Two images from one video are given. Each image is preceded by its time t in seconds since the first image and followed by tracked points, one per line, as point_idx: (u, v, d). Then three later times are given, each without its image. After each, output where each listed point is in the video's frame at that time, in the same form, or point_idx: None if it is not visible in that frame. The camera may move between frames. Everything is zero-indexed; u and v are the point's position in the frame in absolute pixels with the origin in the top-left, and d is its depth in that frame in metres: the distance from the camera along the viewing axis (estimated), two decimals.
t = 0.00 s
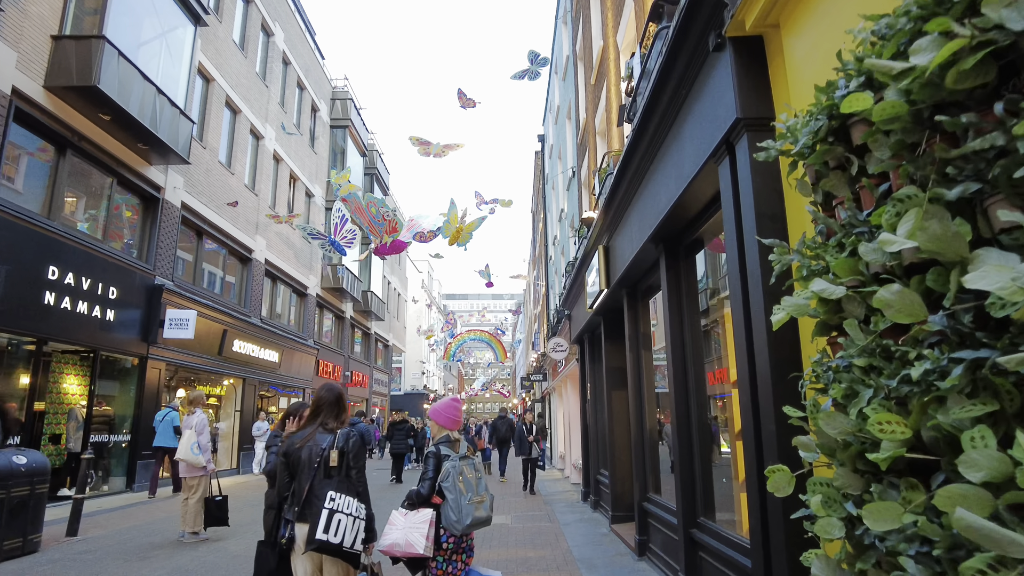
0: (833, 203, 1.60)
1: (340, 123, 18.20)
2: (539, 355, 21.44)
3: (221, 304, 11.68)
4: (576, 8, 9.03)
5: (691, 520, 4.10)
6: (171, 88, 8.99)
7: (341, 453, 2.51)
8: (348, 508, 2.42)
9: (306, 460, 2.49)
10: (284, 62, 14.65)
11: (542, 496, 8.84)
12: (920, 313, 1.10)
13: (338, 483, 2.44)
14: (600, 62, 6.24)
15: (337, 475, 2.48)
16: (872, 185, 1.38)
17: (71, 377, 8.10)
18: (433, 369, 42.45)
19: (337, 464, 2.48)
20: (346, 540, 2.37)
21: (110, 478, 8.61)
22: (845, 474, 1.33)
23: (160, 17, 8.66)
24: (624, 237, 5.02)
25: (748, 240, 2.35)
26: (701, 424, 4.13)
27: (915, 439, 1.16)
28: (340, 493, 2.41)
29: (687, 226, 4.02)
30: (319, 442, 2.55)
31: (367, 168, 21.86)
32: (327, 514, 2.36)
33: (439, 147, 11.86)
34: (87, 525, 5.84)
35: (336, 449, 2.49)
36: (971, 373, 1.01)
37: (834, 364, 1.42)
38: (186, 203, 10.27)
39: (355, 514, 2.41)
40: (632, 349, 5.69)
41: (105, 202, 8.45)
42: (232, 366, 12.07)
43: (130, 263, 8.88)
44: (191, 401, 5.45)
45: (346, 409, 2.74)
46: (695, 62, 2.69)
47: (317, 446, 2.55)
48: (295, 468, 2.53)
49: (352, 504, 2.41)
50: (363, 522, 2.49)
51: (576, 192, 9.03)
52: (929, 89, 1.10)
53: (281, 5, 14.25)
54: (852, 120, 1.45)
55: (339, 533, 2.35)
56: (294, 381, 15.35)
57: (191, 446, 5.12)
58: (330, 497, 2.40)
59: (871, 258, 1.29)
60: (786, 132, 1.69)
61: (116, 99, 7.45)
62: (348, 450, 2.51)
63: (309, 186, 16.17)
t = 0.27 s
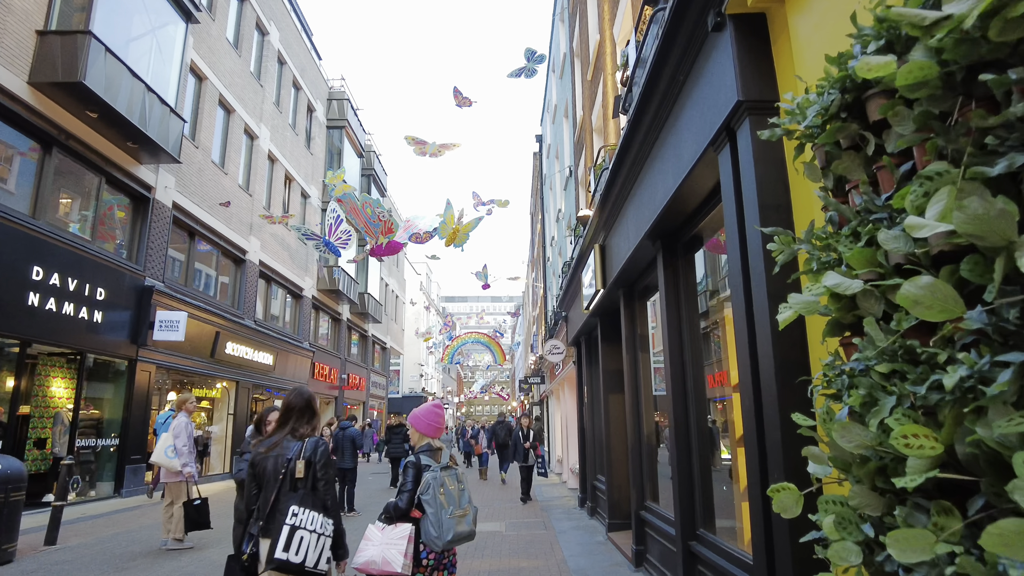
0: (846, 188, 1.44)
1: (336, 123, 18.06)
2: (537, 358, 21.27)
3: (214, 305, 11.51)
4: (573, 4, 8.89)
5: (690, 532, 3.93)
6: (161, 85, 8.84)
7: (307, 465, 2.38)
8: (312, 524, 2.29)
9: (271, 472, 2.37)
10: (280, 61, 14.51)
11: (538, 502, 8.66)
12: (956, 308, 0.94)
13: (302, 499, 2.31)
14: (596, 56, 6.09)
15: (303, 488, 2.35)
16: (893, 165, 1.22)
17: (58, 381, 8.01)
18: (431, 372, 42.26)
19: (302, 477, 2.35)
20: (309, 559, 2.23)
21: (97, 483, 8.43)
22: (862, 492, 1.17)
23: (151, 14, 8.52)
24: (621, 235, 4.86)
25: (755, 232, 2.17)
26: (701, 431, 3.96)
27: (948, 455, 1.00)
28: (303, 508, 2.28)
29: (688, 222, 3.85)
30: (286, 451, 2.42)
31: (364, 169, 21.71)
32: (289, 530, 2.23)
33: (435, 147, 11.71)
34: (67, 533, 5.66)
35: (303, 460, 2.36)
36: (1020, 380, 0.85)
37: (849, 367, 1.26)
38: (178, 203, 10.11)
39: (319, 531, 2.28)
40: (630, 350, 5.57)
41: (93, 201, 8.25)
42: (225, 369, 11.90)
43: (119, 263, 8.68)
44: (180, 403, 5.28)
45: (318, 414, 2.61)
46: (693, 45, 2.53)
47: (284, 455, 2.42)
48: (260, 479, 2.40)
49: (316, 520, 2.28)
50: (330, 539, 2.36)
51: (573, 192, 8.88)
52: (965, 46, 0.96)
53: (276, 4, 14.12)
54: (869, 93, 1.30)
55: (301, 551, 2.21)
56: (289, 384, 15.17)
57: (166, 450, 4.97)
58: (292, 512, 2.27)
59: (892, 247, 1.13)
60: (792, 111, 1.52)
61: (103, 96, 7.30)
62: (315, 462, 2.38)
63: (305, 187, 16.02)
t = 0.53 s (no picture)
0: (868, 172, 1.30)
1: (334, 125, 17.96)
2: (537, 362, 21.11)
3: (209, 308, 11.37)
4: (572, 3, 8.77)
5: (692, 544, 3.79)
6: (154, 85, 8.72)
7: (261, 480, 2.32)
8: (263, 546, 2.25)
9: (223, 487, 2.32)
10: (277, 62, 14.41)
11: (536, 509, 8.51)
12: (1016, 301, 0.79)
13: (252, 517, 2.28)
14: (595, 53, 5.97)
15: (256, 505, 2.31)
16: (926, 142, 1.08)
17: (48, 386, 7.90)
18: (431, 376, 42.06)
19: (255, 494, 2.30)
20: None
21: (87, 490, 8.26)
22: (892, 514, 1.02)
23: (143, 12, 8.41)
24: (620, 234, 4.72)
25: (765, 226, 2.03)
26: (704, 438, 3.82)
27: (998, 475, 0.86)
28: (252, 528, 2.25)
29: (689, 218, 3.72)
30: (241, 465, 2.37)
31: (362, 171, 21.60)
32: (237, 554, 2.21)
33: (432, 148, 11.59)
34: (51, 541, 5.50)
35: (256, 477, 2.31)
36: None
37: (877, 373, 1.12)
38: (171, 204, 9.97)
39: (271, 553, 2.25)
40: (630, 354, 5.44)
41: (84, 201, 8.11)
42: (220, 373, 11.75)
43: (111, 265, 8.54)
44: (174, 406, 5.12)
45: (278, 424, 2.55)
46: (695, 29, 2.40)
47: (238, 470, 2.37)
48: (215, 492, 2.37)
49: (267, 541, 2.25)
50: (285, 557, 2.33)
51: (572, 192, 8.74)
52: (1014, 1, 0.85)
53: (274, 5, 14.02)
54: (896, 64, 1.16)
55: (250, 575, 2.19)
56: (285, 388, 15.02)
57: (144, 454, 4.98)
58: (241, 533, 2.24)
59: (924, 234, 1.00)
60: (806, 90, 1.38)
61: (93, 94, 7.17)
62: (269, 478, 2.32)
63: (303, 189, 15.90)
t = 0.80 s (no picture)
0: (899, 149, 1.17)
1: (333, 127, 17.88)
2: (536, 366, 20.98)
3: (205, 311, 11.25)
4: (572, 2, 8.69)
5: (697, 554, 3.65)
6: (149, 84, 8.63)
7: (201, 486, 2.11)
8: (185, 559, 1.99)
9: (166, 491, 2.14)
10: (276, 64, 14.34)
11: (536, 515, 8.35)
12: None
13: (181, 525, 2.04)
14: (595, 49, 5.87)
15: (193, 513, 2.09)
16: (968, 107, 0.96)
17: (39, 388, 7.73)
18: (431, 380, 41.89)
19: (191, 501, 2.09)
20: None
21: (78, 495, 8.11)
22: (935, 529, 0.90)
23: (138, 10, 8.32)
24: (621, 233, 4.61)
25: (781, 215, 1.93)
26: (709, 443, 3.68)
27: None
28: (176, 537, 2.01)
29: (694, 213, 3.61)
30: (185, 468, 2.17)
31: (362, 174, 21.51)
32: (154, 563, 1.95)
33: (431, 149, 11.50)
34: (36, 549, 5.35)
35: (199, 480, 2.10)
36: None
37: (916, 369, 0.99)
38: (167, 205, 9.85)
39: (190, 568, 1.98)
40: (631, 356, 5.31)
41: (76, 202, 7.97)
42: (216, 376, 11.60)
43: (104, 266, 8.40)
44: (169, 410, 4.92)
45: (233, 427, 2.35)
46: (701, 11, 2.32)
47: (183, 474, 2.17)
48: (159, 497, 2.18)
49: (189, 553, 1.99)
50: None
51: (571, 193, 8.65)
52: None
53: (272, 6, 13.95)
54: (931, 23, 1.04)
55: None
56: (283, 392, 14.87)
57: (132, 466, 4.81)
58: (165, 541, 2.00)
59: (974, 208, 0.87)
60: (828, 57, 1.24)
61: (86, 92, 7.08)
62: (209, 484, 2.10)
63: (301, 191, 15.80)
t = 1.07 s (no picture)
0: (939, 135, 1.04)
1: (332, 134, 17.81)
2: (537, 374, 20.82)
3: (201, 317, 11.11)
4: (572, 6, 8.60)
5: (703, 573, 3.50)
6: (144, 88, 8.53)
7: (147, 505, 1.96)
8: None
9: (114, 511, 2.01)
10: (275, 69, 14.27)
11: (535, 527, 8.18)
12: None
13: (116, 549, 1.87)
14: (596, 51, 5.76)
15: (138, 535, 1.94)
16: None
17: (30, 395, 7.60)
18: (430, 388, 41.69)
19: (135, 522, 1.93)
20: None
21: (67, 505, 7.95)
22: None
23: (134, 13, 8.23)
24: (622, 238, 4.49)
25: (798, 216, 1.83)
26: (715, 456, 3.54)
27: None
28: (101, 564, 1.84)
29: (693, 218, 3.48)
30: (135, 486, 2.03)
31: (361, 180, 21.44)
32: None
33: (430, 155, 11.40)
34: (20, 563, 5.19)
35: (143, 499, 1.95)
36: None
37: (967, 385, 0.86)
38: (163, 211, 9.74)
39: None
40: (633, 365, 5.16)
41: (68, 206, 7.85)
42: (211, 384, 11.45)
43: (97, 272, 8.27)
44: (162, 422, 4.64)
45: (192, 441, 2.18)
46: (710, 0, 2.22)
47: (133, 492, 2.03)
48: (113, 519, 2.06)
49: None
50: None
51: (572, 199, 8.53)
52: None
53: (272, 11, 13.88)
54: None
55: None
56: (280, 400, 14.72)
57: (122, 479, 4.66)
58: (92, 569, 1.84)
59: None
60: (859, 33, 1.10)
61: (79, 95, 6.98)
62: (154, 502, 1.94)
63: (300, 197, 15.72)
